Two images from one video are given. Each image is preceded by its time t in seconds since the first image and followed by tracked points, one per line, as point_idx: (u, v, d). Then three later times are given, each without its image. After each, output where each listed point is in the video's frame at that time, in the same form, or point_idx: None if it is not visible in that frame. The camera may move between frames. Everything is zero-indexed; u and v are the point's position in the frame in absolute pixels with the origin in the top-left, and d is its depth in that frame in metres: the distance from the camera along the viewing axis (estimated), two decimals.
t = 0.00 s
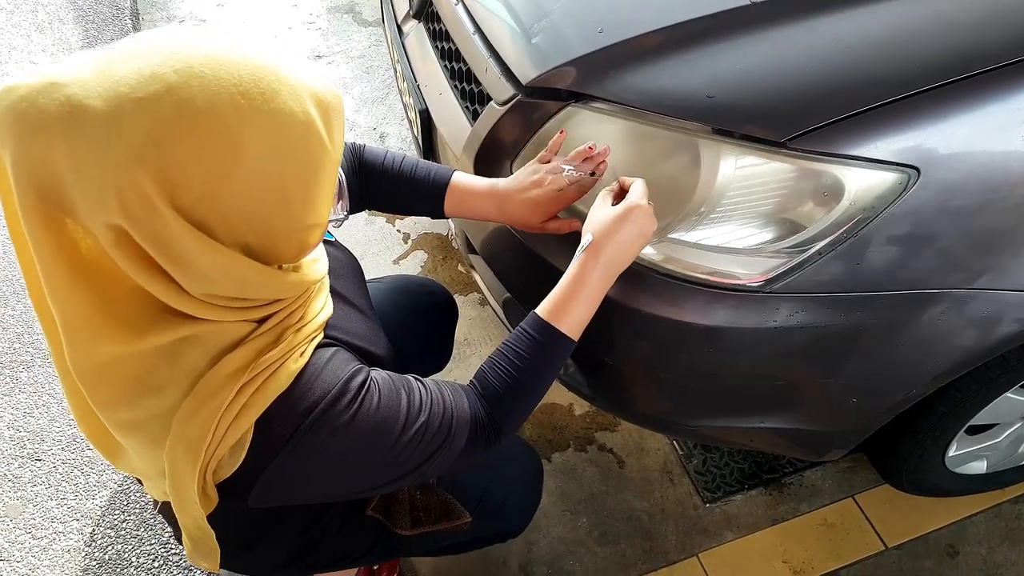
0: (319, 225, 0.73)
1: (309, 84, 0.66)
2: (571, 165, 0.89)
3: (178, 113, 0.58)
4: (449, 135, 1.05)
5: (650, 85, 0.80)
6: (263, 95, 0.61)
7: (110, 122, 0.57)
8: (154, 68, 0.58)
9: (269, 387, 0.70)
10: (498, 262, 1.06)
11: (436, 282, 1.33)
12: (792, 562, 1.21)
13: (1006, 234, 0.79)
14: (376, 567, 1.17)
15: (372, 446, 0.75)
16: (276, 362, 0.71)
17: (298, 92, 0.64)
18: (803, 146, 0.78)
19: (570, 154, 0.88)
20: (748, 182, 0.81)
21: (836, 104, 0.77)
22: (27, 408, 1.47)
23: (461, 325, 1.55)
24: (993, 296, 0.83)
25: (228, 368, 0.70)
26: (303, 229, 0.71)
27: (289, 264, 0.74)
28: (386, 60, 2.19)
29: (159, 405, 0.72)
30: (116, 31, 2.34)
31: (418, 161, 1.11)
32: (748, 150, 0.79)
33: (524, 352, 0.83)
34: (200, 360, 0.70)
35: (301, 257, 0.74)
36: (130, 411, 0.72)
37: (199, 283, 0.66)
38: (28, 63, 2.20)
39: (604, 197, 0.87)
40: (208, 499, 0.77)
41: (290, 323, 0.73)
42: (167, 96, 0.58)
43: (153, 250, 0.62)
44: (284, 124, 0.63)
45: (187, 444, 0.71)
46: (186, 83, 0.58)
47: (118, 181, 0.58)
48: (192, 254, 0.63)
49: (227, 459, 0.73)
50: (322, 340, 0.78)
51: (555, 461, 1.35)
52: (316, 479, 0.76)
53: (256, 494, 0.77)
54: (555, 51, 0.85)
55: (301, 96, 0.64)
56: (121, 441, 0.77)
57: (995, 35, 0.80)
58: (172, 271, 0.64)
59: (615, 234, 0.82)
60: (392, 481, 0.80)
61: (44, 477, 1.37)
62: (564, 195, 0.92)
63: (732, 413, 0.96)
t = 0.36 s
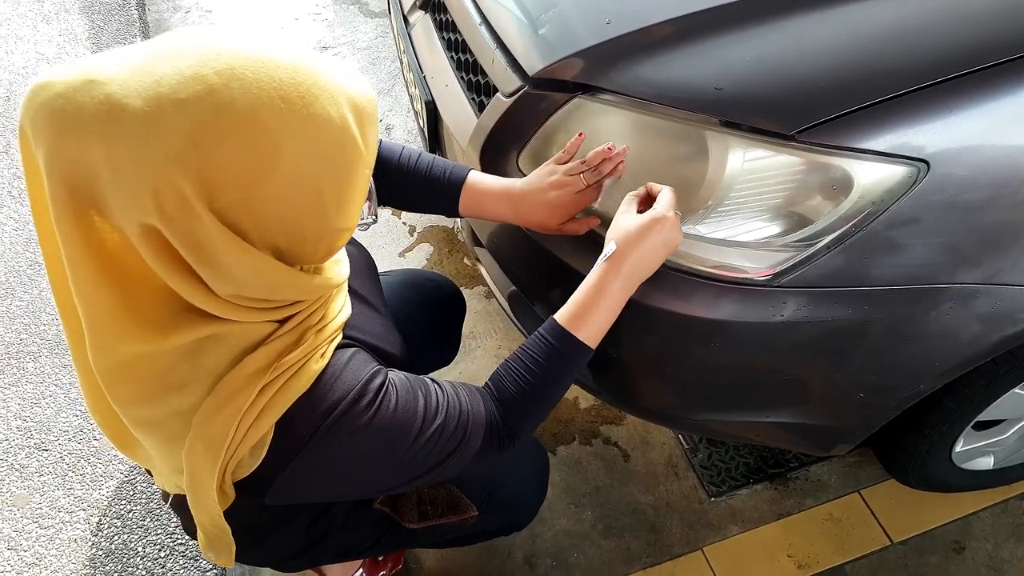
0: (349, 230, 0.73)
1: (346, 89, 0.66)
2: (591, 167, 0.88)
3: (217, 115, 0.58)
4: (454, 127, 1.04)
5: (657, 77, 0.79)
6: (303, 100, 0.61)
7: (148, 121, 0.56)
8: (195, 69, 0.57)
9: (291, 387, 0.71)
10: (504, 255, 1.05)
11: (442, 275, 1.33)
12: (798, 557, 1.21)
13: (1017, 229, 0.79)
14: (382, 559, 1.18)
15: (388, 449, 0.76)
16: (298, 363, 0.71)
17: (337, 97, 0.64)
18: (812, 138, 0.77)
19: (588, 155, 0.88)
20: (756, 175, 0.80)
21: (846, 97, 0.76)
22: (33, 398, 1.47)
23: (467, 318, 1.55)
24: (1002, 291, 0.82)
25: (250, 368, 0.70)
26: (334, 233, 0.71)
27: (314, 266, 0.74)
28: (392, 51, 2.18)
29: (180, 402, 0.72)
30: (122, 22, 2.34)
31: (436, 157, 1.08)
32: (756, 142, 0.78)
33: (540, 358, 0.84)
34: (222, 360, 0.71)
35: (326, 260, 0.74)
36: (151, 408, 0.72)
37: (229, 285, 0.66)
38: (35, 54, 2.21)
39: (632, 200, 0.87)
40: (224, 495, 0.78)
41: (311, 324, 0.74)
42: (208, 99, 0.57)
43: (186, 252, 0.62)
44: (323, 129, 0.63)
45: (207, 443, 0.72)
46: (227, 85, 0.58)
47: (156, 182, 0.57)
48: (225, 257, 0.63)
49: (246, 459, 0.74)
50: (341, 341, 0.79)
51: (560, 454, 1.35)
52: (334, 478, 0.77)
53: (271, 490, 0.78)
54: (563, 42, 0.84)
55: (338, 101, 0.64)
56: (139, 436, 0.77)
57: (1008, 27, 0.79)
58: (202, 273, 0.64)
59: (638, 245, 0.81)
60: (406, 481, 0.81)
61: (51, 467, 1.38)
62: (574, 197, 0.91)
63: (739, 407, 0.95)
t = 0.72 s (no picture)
0: (366, 236, 0.73)
1: (366, 96, 0.65)
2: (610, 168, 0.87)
3: (237, 122, 0.57)
4: (461, 119, 1.03)
5: (664, 70, 0.79)
6: (325, 108, 0.61)
7: (167, 126, 0.56)
8: (218, 75, 0.57)
9: (301, 390, 0.71)
10: (510, 249, 1.05)
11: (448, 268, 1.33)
12: (803, 550, 1.21)
13: None
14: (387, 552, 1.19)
15: (399, 453, 0.76)
16: (309, 367, 0.72)
17: (357, 105, 0.64)
18: (822, 132, 0.77)
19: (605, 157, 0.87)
20: (764, 168, 0.80)
21: (856, 90, 0.75)
22: (39, 391, 1.48)
23: (472, 311, 1.55)
24: (1012, 285, 0.82)
25: (262, 371, 0.70)
26: (351, 239, 0.71)
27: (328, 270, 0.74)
28: (398, 43, 2.17)
29: (191, 404, 0.72)
30: (127, 14, 2.34)
31: (452, 157, 1.05)
32: (764, 136, 0.78)
33: (554, 367, 0.84)
34: (233, 363, 0.71)
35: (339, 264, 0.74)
36: (162, 409, 0.72)
37: (245, 290, 0.66)
38: (39, 46, 2.20)
39: (661, 210, 0.86)
40: (232, 498, 0.78)
41: (323, 327, 0.74)
42: (229, 106, 0.57)
43: (202, 258, 0.62)
44: (344, 138, 0.63)
45: (217, 445, 0.72)
46: (249, 91, 0.58)
47: (174, 190, 0.57)
48: (242, 264, 0.63)
49: (256, 462, 0.74)
50: (349, 344, 0.78)
51: (566, 448, 1.36)
52: (342, 481, 0.77)
53: (279, 490, 0.78)
54: (570, 34, 0.83)
55: (358, 108, 0.64)
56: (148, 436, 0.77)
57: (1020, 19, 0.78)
58: (219, 279, 0.64)
59: (664, 261, 0.81)
60: (414, 484, 0.81)
61: (56, 460, 1.39)
62: (594, 199, 0.90)
63: (745, 401, 0.96)
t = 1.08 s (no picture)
0: (365, 245, 0.73)
1: (365, 106, 0.65)
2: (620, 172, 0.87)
3: (234, 133, 0.57)
4: (462, 117, 1.03)
5: (666, 68, 0.79)
6: (323, 119, 0.61)
7: (162, 137, 0.56)
8: (215, 86, 0.57)
9: (298, 396, 0.72)
10: (513, 247, 1.05)
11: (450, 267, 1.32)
12: (807, 548, 1.21)
13: None
14: (389, 551, 1.19)
15: (398, 458, 0.76)
16: (306, 373, 0.72)
17: (355, 115, 0.64)
18: (825, 129, 0.76)
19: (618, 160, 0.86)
20: (768, 166, 0.80)
21: (859, 87, 0.75)
22: (40, 391, 1.48)
23: (475, 309, 1.55)
24: (1016, 283, 0.82)
25: (259, 378, 0.70)
26: (349, 246, 0.70)
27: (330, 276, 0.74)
28: (399, 40, 2.16)
29: (187, 409, 0.72)
30: (127, 12, 2.33)
31: (459, 156, 1.05)
32: (768, 133, 0.78)
33: (561, 375, 0.83)
34: (230, 369, 0.70)
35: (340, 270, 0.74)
36: (158, 414, 0.72)
37: (242, 299, 0.65)
38: (40, 44, 2.20)
39: (680, 223, 0.85)
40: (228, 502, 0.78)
41: (321, 332, 0.74)
42: (226, 117, 0.57)
43: (198, 269, 0.61)
44: (342, 148, 0.62)
45: (214, 451, 0.72)
46: (246, 103, 0.57)
47: (169, 202, 0.57)
48: (239, 274, 0.63)
49: (251, 467, 0.74)
50: (349, 347, 0.79)
51: (568, 445, 1.36)
52: (341, 485, 0.78)
53: (274, 491, 0.78)
54: (573, 31, 0.83)
55: (356, 118, 0.64)
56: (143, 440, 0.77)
57: None
58: (215, 289, 0.63)
59: (681, 278, 0.80)
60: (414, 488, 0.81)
61: (58, 460, 1.39)
62: (606, 203, 0.90)
63: (748, 398, 0.95)
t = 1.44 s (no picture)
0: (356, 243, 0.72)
1: (355, 103, 0.64)
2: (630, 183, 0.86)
3: (222, 131, 0.57)
4: (460, 117, 1.02)
5: (665, 68, 0.78)
6: (311, 117, 0.60)
7: (149, 135, 0.55)
8: (202, 83, 0.57)
9: (285, 397, 0.71)
10: (511, 247, 1.05)
11: (447, 267, 1.32)
12: (804, 549, 1.21)
13: None
14: (387, 552, 1.19)
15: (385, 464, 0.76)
16: (293, 373, 0.71)
17: (345, 112, 0.63)
18: (825, 131, 0.76)
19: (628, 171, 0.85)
20: (767, 168, 0.79)
21: (859, 89, 0.75)
22: (35, 392, 1.48)
23: (472, 308, 1.55)
24: (1015, 286, 0.81)
25: (246, 378, 0.70)
26: (339, 245, 0.70)
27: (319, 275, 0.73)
28: (397, 38, 2.16)
29: (174, 407, 0.71)
30: (123, 9, 2.33)
31: (460, 157, 1.03)
32: (768, 135, 0.77)
33: (559, 388, 0.83)
34: (217, 368, 0.70)
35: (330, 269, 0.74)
36: (144, 413, 0.72)
37: (230, 298, 0.65)
38: (35, 42, 2.19)
39: (696, 245, 0.83)
40: (213, 500, 0.78)
41: (310, 333, 0.73)
42: (213, 114, 0.56)
43: (186, 267, 0.61)
44: (330, 146, 0.62)
45: (199, 450, 0.72)
46: (234, 100, 0.57)
47: (156, 200, 0.57)
48: (227, 272, 0.63)
49: (237, 466, 0.74)
50: (339, 350, 0.78)
51: (566, 446, 1.35)
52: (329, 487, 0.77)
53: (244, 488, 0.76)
54: (572, 32, 0.82)
55: (345, 116, 0.63)
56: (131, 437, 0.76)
57: None
58: (203, 287, 0.63)
59: (691, 304, 0.80)
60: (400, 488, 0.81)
61: (53, 461, 1.38)
62: (617, 214, 0.88)
63: (746, 400, 0.95)
